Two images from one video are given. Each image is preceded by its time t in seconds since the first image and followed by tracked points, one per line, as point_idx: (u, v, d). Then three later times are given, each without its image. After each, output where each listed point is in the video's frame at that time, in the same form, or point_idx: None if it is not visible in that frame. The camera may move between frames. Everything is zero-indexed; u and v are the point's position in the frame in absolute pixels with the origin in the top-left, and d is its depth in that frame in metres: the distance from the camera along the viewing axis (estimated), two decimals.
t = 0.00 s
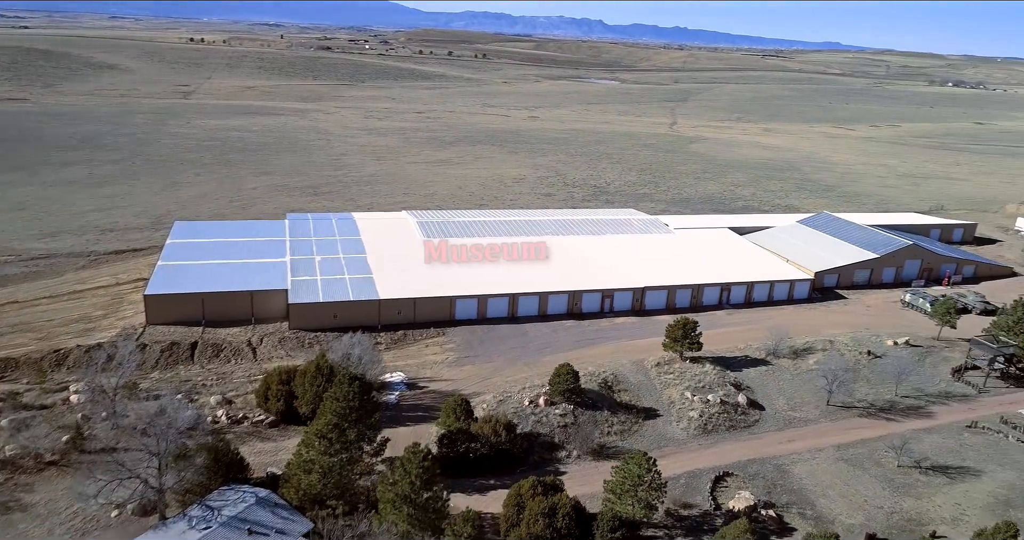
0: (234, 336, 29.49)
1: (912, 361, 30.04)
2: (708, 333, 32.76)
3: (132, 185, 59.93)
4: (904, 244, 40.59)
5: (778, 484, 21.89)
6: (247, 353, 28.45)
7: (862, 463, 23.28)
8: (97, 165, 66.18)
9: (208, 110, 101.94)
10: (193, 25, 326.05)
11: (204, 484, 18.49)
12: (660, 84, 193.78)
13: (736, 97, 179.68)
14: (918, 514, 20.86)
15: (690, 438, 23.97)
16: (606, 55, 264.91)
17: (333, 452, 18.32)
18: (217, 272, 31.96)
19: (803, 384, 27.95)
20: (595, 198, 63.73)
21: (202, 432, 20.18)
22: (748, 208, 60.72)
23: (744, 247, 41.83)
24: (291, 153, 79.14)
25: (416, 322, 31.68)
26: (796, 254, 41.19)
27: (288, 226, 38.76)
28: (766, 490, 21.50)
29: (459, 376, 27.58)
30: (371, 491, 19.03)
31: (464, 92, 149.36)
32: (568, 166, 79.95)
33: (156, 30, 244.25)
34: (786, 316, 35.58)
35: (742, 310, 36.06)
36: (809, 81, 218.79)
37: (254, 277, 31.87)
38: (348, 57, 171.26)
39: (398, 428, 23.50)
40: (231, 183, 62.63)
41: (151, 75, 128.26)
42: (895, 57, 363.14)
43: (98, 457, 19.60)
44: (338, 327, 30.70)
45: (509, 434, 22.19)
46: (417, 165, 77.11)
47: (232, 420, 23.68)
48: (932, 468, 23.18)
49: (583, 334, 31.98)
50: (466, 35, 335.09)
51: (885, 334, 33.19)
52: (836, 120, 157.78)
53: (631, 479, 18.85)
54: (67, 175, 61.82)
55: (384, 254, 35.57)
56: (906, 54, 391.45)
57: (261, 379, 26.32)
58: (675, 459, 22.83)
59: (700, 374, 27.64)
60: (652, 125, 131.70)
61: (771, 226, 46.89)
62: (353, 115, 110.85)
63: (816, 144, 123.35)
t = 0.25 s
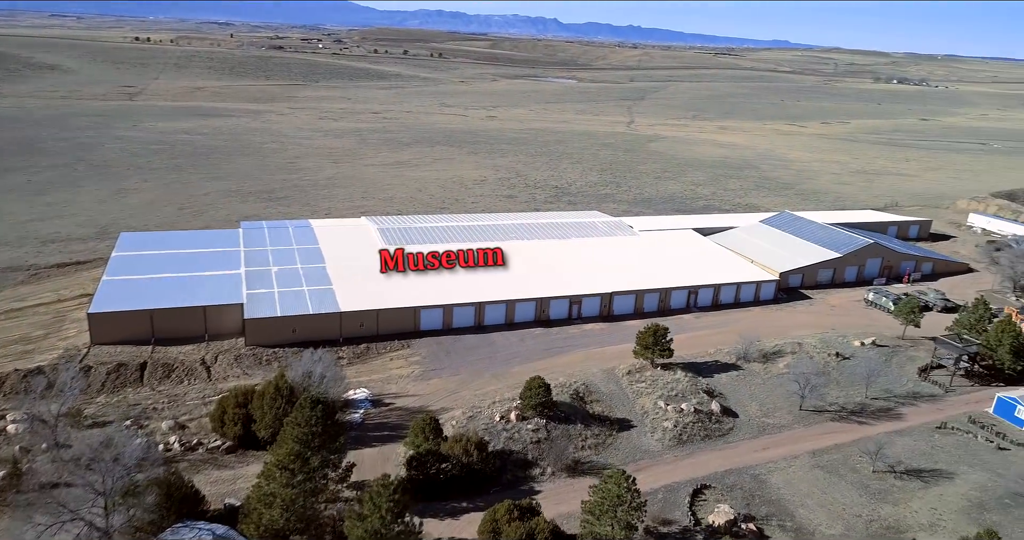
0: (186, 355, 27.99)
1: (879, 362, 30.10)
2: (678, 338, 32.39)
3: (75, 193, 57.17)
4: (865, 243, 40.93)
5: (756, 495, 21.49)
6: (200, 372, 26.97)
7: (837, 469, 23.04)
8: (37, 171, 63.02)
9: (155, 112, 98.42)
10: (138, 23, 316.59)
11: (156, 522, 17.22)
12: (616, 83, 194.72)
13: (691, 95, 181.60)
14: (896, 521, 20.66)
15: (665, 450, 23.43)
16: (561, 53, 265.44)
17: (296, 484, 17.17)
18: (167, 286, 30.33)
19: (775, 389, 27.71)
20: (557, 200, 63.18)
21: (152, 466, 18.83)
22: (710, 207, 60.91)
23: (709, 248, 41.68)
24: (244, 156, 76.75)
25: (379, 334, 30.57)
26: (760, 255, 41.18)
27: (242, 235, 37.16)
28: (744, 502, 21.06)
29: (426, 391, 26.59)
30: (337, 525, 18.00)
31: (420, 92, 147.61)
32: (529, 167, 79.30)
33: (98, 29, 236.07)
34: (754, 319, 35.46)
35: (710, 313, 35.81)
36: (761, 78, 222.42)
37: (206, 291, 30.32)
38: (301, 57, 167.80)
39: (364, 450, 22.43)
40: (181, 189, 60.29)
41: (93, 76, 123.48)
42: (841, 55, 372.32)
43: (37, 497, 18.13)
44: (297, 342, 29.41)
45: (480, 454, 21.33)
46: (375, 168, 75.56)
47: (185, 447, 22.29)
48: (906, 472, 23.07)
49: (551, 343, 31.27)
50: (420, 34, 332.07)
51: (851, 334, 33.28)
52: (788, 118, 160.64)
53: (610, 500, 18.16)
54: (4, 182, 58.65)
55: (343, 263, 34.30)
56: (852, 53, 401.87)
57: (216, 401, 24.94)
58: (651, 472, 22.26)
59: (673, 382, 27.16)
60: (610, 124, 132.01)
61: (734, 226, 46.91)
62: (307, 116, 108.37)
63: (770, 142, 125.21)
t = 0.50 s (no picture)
0: (130, 380, 26.22)
1: (846, 364, 30.05)
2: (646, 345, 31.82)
3: (7, 203, 53.90)
4: (825, 242, 41.10)
5: (734, 509, 20.96)
6: (146, 398, 25.27)
7: (813, 478, 22.69)
8: None
9: (94, 114, 94.19)
10: (73, 21, 304.87)
11: None
12: (569, 81, 194.91)
13: (643, 93, 182.92)
14: (875, 532, 20.35)
15: (640, 465, 22.75)
16: (513, 52, 264.74)
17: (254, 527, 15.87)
18: (108, 305, 28.43)
19: (746, 396, 27.31)
20: (516, 202, 62.31)
21: (90, 510, 17.29)
22: (668, 207, 60.87)
23: (671, 250, 41.32)
24: (189, 161, 73.85)
25: (338, 350, 29.22)
26: (723, 256, 40.99)
27: (188, 248, 35.27)
28: (723, 518, 20.50)
29: (389, 410, 25.39)
30: None
31: (372, 92, 145.09)
32: (486, 168, 78.26)
33: (30, 27, 226.08)
34: (720, 322, 35.15)
35: (676, 317, 35.37)
36: (711, 76, 225.45)
37: (151, 309, 28.51)
38: (247, 56, 163.32)
39: (325, 479, 21.19)
40: (122, 197, 57.46)
41: (26, 77, 117.74)
42: (786, 53, 381.07)
43: None
44: (251, 362, 27.87)
45: (450, 479, 20.24)
46: (328, 171, 73.54)
47: (130, 483, 20.70)
48: (881, 478, 22.86)
49: (518, 354, 30.36)
50: (369, 32, 327.89)
51: (817, 336, 33.23)
52: (739, 115, 163.08)
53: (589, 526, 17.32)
54: None
55: (298, 276, 32.77)
56: (796, 50, 411.54)
57: (163, 429, 23.33)
58: (627, 490, 21.54)
59: (644, 392, 26.53)
60: (564, 123, 131.77)
61: (695, 227, 46.74)
62: (255, 117, 105.19)
63: (722, 139, 126.71)
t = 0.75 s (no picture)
0: (72, 406, 24.56)
1: (814, 366, 29.98)
2: (614, 352, 31.29)
3: None
4: (787, 242, 41.24)
5: (712, 523, 20.46)
6: (90, 426, 23.66)
7: (789, 487, 22.34)
8: None
9: (30, 117, 89.95)
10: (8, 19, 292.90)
11: None
12: (525, 80, 194.59)
13: (598, 92, 183.65)
14: None
15: (615, 480, 22.11)
16: (468, 50, 263.21)
17: None
18: (47, 326, 26.62)
19: (718, 402, 26.96)
20: (476, 204, 61.40)
21: None
22: (629, 207, 60.67)
23: (635, 252, 40.94)
24: (134, 165, 70.94)
25: (296, 367, 27.94)
26: (688, 258, 40.78)
27: (134, 261, 33.42)
28: (702, 533, 19.97)
29: (352, 430, 24.26)
30: None
31: (325, 91, 142.30)
32: (444, 170, 77.12)
33: None
34: (686, 325, 34.89)
35: (642, 322, 34.97)
36: (664, 74, 227.53)
37: (93, 329, 26.78)
38: (194, 56, 158.60)
39: (286, 508, 20.02)
40: (62, 205, 54.71)
41: None
42: (735, 51, 387.89)
43: None
44: (203, 382, 26.40)
45: (419, 504, 19.15)
46: (281, 175, 71.50)
47: (72, 521, 19.21)
48: (856, 483, 22.66)
49: (485, 365, 29.51)
50: (321, 30, 322.64)
51: (784, 337, 33.15)
52: (692, 112, 164.87)
53: None
54: None
55: (251, 288, 31.31)
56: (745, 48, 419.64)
57: (109, 459, 21.81)
58: (603, 507, 20.87)
59: (615, 402, 25.93)
60: (521, 122, 131.20)
61: (657, 228, 46.52)
62: (203, 119, 101.94)
63: (677, 137, 127.80)
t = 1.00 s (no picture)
0: (11, 440, 22.77)
1: (789, 371, 29.68)
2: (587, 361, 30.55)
3: None
4: (755, 243, 41.08)
5: None
6: (31, 460, 21.95)
7: (772, 500, 21.83)
8: None
9: None
10: None
11: None
12: (483, 79, 193.31)
13: (557, 90, 183.49)
14: None
15: (596, 499, 21.30)
16: (425, 49, 260.74)
17: None
18: None
19: (695, 412, 26.40)
20: (439, 207, 60.20)
21: None
22: (594, 209, 60.16)
23: (604, 256, 40.30)
24: (79, 171, 67.86)
25: (255, 388, 26.50)
26: (657, 261, 40.33)
27: (79, 277, 31.47)
28: None
29: (318, 455, 22.98)
30: None
31: (279, 92, 139.07)
32: (405, 172, 75.64)
33: None
34: (658, 331, 34.35)
35: (614, 329, 34.32)
36: (622, 72, 228.60)
37: (34, 354, 24.92)
38: (142, 55, 153.52)
39: None
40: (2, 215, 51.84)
41: None
42: (690, 48, 392.45)
43: None
44: (156, 407, 24.82)
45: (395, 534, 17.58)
46: (236, 179, 69.21)
47: None
48: (838, 494, 22.26)
49: (455, 379, 28.46)
50: (274, 29, 316.38)
51: (756, 341, 32.85)
52: (651, 110, 165.82)
53: None
54: None
55: (206, 304, 29.70)
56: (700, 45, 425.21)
57: (53, 498, 20.17)
58: (584, 529, 20.04)
59: (592, 416, 25.14)
60: (481, 122, 130.02)
61: (624, 230, 46.01)
62: (153, 121, 98.43)
63: (637, 135, 128.18)
